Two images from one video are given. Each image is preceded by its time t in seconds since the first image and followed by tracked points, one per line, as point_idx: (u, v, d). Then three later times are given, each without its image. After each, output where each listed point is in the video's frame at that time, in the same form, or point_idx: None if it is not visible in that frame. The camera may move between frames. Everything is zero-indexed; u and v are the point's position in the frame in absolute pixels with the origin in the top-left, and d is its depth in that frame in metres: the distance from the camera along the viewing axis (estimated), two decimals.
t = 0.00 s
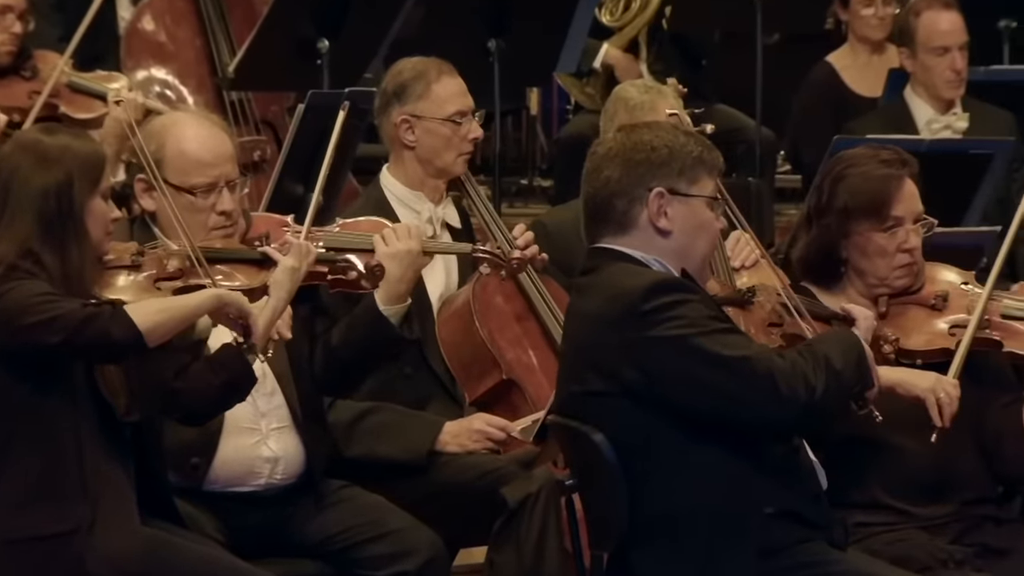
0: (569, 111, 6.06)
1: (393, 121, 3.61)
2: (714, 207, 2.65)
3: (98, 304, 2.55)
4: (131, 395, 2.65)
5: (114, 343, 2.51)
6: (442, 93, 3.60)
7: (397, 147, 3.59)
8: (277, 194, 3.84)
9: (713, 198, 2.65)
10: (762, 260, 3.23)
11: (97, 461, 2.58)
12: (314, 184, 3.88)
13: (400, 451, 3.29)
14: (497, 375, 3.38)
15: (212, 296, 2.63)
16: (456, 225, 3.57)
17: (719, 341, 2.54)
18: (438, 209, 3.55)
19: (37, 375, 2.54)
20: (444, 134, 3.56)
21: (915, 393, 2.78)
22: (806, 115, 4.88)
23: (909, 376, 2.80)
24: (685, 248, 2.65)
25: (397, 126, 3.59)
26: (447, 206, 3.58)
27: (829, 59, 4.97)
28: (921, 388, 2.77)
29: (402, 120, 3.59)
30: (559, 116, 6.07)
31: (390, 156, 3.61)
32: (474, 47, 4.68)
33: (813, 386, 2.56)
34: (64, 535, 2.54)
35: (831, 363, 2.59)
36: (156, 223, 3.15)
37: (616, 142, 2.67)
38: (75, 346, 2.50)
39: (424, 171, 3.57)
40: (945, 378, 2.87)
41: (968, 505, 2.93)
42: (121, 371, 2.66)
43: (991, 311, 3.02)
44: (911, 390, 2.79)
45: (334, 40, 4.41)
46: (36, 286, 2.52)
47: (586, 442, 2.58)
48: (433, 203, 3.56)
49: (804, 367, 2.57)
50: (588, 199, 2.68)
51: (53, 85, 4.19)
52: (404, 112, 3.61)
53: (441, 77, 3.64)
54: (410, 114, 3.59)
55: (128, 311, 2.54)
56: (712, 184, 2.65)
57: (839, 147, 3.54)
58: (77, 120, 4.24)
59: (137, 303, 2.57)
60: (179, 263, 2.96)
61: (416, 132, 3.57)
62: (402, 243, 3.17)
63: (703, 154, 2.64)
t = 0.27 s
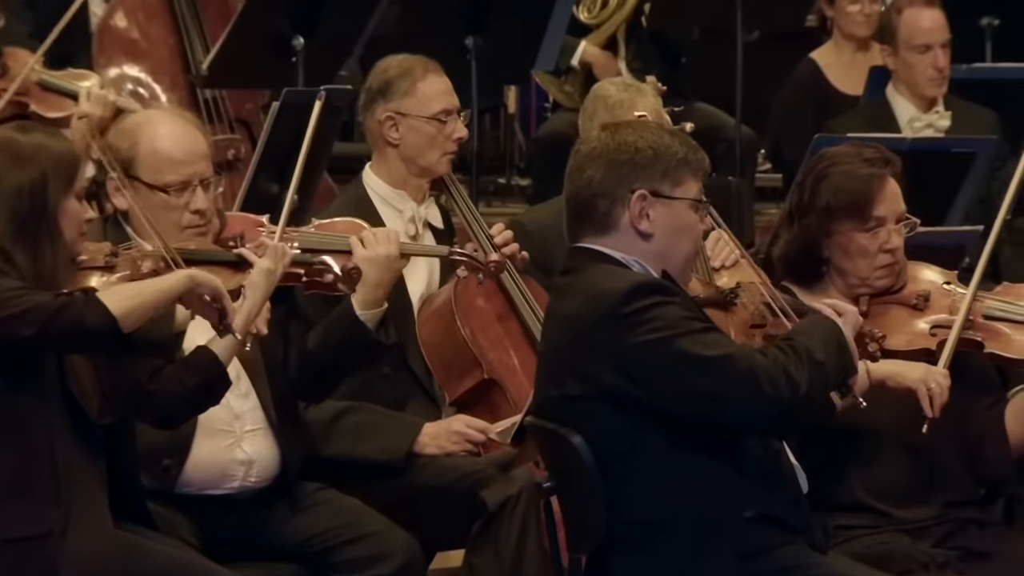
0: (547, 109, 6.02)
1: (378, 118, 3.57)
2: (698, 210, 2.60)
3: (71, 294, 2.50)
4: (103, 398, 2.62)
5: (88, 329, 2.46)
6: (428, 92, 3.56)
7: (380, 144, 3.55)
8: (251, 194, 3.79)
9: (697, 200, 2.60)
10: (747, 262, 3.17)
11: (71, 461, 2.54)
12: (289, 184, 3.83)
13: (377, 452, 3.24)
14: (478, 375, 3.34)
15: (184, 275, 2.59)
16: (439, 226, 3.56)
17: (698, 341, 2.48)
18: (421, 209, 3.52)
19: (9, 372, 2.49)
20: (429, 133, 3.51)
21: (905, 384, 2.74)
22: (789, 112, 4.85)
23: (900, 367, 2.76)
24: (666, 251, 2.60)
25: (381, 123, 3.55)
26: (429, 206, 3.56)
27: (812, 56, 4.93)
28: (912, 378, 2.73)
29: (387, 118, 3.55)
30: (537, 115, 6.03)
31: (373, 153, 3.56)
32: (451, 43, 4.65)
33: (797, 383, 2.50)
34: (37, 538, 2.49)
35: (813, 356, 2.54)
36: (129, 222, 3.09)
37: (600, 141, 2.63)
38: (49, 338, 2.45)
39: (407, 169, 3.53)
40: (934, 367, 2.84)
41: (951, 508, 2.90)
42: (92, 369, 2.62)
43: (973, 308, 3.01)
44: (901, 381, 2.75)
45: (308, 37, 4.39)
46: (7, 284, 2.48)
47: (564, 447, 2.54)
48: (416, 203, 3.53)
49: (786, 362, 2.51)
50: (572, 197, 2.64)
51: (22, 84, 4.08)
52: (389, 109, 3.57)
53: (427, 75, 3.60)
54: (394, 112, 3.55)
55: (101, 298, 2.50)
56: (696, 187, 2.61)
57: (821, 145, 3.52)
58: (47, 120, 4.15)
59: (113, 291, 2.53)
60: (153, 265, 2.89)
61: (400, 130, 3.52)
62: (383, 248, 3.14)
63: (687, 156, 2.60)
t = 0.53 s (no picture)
0: (532, 107, 5.99)
1: (368, 114, 3.54)
2: (693, 214, 2.56)
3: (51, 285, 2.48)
4: (82, 399, 2.58)
5: (69, 317, 2.44)
6: (419, 90, 3.54)
7: (370, 140, 3.51)
8: (233, 192, 3.76)
9: (692, 205, 2.55)
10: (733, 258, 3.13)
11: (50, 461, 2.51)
12: (270, 182, 3.80)
13: (362, 452, 3.21)
14: (463, 375, 3.31)
15: (162, 264, 2.59)
16: (426, 225, 3.52)
17: (687, 341, 2.45)
18: (408, 207, 3.49)
19: None
20: (420, 131, 3.49)
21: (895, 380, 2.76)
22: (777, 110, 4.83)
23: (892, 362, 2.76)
24: (658, 255, 2.56)
25: (371, 119, 3.52)
26: (417, 205, 3.52)
27: (799, 53, 4.90)
28: (904, 375, 2.73)
29: (377, 114, 3.52)
30: (521, 113, 6.00)
31: (362, 148, 3.53)
32: (434, 39, 4.61)
33: (787, 381, 2.47)
34: (16, 540, 2.47)
35: (803, 353, 2.51)
36: (110, 221, 3.01)
37: (597, 140, 2.57)
38: (26, 330, 2.43)
39: (395, 167, 3.50)
40: (924, 361, 2.85)
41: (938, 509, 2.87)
42: (70, 367, 2.59)
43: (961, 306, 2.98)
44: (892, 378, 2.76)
45: (289, 34, 4.35)
46: None
47: (550, 449, 2.51)
48: (404, 202, 3.49)
49: (776, 360, 2.48)
50: (566, 195, 2.59)
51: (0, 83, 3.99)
52: (380, 105, 3.54)
53: (420, 73, 3.57)
54: (386, 108, 3.52)
55: (79, 287, 2.49)
56: (692, 191, 2.56)
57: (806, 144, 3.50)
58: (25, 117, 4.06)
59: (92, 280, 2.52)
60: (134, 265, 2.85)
61: (390, 127, 3.49)
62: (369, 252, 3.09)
63: (685, 159, 2.54)
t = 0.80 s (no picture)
0: (515, 104, 5.95)
1: (345, 110, 3.50)
2: (690, 220, 2.52)
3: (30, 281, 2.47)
4: (60, 400, 2.55)
5: (48, 313, 2.43)
6: (395, 84, 3.50)
7: (348, 136, 3.48)
8: (213, 190, 3.71)
9: (689, 210, 2.52)
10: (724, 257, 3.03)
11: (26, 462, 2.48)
12: (250, 180, 3.76)
13: (344, 454, 3.17)
14: (445, 376, 3.27)
15: (139, 259, 2.57)
16: (406, 224, 3.47)
17: (676, 345, 2.42)
18: (388, 205, 3.44)
19: None
20: (398, 125, 3.46)
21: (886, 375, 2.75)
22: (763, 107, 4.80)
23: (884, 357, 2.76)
24: (653, 259, 2.52)
25: (348, 114, 3.49)
26: (397, 202, 3.47)
27: (786, 50, 4.88)
28: (897, 368, 2.73)
29: (355, 109, 3.49)
30: (505, 110, 5.96)
31: (340, 146, 3.49)
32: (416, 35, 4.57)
33: (777, 387, 2.44)
34: None
35: (794, 358, 2.48)
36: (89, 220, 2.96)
37: (595, 139, 2.53)
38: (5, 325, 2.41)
39: (375, 164, 3.46)
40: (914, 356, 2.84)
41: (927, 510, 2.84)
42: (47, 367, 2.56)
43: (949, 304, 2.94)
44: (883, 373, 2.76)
45: (270, 30, 4.32)
46: None
47: (535, 452, 2.47)
48: (384, 199, 3.45)
49: (767, 365, 2.45)
50: (559, 194, 2.54)
51: None
52: (356, 101, 3.50)
53: (396, 67, 3.53)
54: (363, 104, 3.49)
55: (59, 283, 2.47)
56: (689, 196, 2.52)
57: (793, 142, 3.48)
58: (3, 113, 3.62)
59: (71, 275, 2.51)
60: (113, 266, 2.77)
61: (368, 122, 3.46)
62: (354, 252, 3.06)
63: (684, 163, 2.50)
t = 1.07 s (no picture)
0: (500, 102, 5.91)
1: (318, 110, 3.46)
2: (683, 222, 2.48)
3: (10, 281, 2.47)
4: (38, 402, 2.53)
5: (29, 314, 2.42)
6: (368, 81, 3.46)
7: (323, 137, 3.44)
8: (194, 189, 3.68)
9: (682, 212, 2.47)
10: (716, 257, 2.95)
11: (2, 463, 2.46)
12: (232, 179, 3.72)
13: (326, 456, 3.13)
14: (426, 378, 3.23)
15: (118, 257, 2.54)
16: (385, 222, 3.43)
17: (666, 347, 2.39)
18: (367, 204, 3.40)
19: None
20: (373, 122, 3.42)
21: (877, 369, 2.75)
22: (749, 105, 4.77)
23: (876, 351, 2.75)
24: (642, 260, 2.48)
25: (322, 114, 3.45)
26: (375, 201, 3.43)
27: (772, 47, 4.85)
28: (890, 362, 2.73)
29: (328, 109, 3.45)
30: (489, 108, 5.92)
31: (316, 146, 3.45)
32: (399, 32, 4.54)
33: (768, 390, 2.41)
34: None
35: (782, 359, 2.45)
36: (69, 219, 2.90)
37: (588, 138, 2.49)
38: None
39: (353, 163, 3.42)
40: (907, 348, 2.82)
41: (915, 512, 2.82)
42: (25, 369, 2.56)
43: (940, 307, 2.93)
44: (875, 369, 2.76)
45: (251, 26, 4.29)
46: None
47: (520, 454, 2.44)
48: (362, 197, 3.41)
49: (757, 368, 2.42)
50: (551, 192, 2.50)
51: None
52: (330, 100, 3.47)
53: (369, 63, 3.49)
54: (336, 103, 3.45)
55: (39, 283, 2.46)
56: (683, 198, 2.48)
57: (781, 140, 3.46)
58: None
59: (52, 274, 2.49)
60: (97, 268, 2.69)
61: (342, 121, 3.42)
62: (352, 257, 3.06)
63: (678, 165, 2.46)
